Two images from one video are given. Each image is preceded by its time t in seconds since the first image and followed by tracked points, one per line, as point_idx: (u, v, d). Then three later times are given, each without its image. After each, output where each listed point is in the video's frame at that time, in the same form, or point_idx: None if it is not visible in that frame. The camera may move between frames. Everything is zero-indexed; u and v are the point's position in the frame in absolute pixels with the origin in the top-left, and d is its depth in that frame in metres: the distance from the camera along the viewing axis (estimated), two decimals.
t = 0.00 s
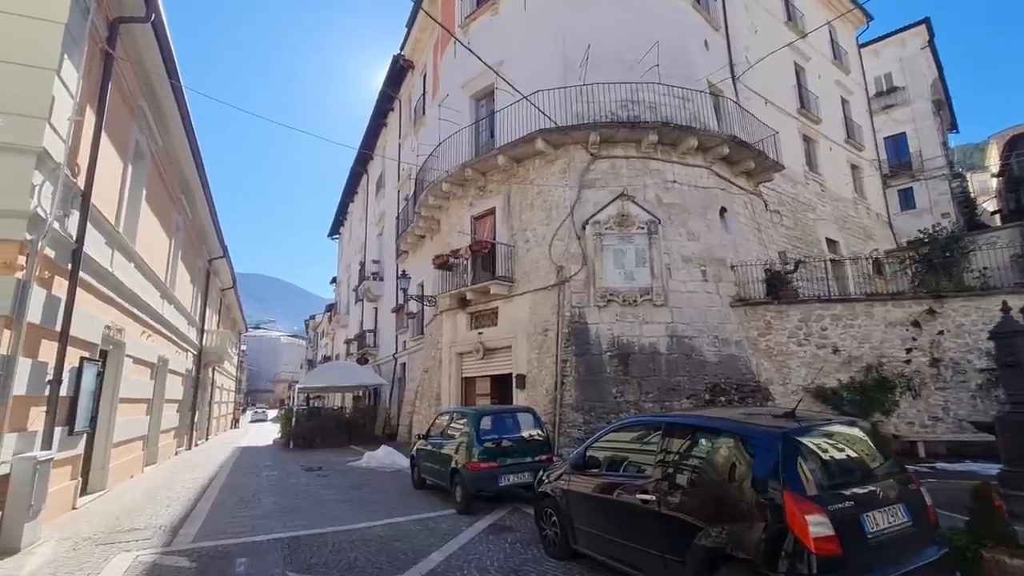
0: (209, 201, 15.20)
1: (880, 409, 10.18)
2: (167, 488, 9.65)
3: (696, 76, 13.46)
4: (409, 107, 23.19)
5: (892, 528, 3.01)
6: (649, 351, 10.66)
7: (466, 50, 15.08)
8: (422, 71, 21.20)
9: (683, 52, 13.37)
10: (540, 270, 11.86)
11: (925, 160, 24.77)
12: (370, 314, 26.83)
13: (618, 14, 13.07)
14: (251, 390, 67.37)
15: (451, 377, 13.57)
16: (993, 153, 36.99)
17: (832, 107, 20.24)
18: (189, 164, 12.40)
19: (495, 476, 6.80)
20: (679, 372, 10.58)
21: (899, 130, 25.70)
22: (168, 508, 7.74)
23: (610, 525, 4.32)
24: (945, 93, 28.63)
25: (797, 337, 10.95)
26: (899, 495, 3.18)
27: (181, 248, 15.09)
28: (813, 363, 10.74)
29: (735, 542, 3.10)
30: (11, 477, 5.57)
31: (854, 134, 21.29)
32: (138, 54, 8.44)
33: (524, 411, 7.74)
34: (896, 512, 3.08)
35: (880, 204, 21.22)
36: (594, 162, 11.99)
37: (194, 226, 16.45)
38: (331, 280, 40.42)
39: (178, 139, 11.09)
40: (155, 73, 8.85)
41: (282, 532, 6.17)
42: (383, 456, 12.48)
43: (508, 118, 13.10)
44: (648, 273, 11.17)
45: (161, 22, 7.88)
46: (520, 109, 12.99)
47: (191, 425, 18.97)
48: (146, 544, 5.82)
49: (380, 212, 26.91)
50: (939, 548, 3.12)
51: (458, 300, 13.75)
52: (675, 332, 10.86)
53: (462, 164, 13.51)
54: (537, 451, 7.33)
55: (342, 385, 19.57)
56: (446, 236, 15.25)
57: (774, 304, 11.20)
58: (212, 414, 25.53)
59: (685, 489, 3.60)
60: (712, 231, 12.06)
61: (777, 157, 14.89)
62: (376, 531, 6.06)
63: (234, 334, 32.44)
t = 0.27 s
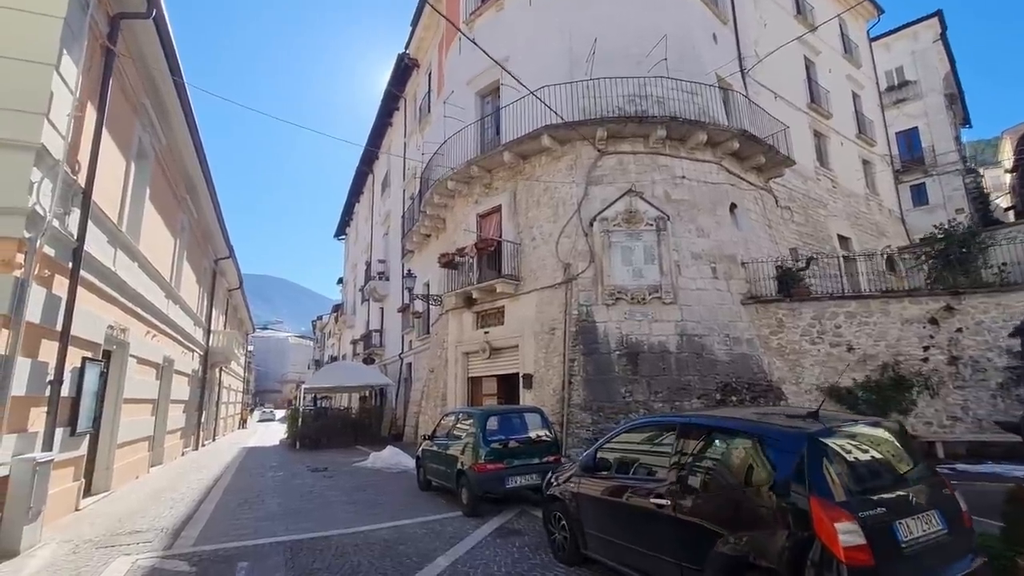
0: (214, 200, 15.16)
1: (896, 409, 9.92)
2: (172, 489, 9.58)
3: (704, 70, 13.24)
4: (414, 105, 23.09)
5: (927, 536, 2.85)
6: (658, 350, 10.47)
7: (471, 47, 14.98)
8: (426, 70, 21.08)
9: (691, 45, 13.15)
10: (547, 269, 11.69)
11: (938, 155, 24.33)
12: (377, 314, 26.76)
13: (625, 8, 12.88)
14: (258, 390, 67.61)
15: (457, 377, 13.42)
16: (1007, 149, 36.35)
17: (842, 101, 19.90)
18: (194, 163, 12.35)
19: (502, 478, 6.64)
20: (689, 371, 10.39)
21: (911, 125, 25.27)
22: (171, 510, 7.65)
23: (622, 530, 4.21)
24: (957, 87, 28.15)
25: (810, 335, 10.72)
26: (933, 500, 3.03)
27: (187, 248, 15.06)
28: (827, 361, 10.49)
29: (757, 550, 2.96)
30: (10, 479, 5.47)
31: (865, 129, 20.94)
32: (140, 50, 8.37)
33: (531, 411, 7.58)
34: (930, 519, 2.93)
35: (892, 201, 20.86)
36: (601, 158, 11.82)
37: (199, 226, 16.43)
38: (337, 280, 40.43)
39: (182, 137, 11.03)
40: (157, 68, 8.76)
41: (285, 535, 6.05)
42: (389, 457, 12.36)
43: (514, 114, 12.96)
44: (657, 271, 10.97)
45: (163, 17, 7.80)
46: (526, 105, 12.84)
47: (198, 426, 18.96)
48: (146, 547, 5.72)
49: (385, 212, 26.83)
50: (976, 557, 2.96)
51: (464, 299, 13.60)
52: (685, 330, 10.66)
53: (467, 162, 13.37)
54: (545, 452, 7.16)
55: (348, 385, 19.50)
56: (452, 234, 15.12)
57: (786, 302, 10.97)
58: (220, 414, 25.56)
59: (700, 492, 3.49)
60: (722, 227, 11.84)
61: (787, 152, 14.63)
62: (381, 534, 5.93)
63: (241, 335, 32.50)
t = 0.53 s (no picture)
0: (217, 199, 15.07)
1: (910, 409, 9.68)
2: (173, 490, 9.48)
3: (712, 64, 13.01)
4: (417, 103, 22.95)
5: (963, 547, 2.73)
6: (666, 348, 10.30)
7: (475, 43, 14.87)
8: (430, 67, 20.95)
9: (699, 39, 12.93)
10: (552, 266, 11.53)
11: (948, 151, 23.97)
12: (381, 313, 26.66)
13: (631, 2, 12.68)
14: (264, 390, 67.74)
15: (461, 377, 13.28)
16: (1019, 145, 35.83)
17: (851, 96, 19.61)
18: (196, 161, 12.24)
19: (508, 480, 6.49)
20: (698, 370, 10.21)
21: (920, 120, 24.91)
22: (171, 512, 7.54)
23: (631, 536, 4.08)
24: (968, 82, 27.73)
25: (821, 334, 10.51)
26: (967, 510, 2.91)
27: (190, 246, 14.97)
28: (839, 360, 10.26)
29: (777, 560, 2.82)
30: (4, 481, 5.36)
31: (874, 124, 20.64)
32: (138, 44, 8.24)
33: (537, 411, 7.41)
34: (966, 529, 2.81)
35: (902, 197, 20.56)
36: (607, 154, 11.63)
37: (202, 225, 16.34)
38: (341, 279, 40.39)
39: (183, 134, 10.92)
40: (157, 63, 8.64)
41: (286, 539, 5.92)
42: (392, 457, 12.23)
43: (518, 110, 12.79)
44: (664, 268, 10.78)
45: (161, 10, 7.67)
46: (531, 101, 12.67)
47: (202, 426, 18.91)
48: (143, 551, 5.60)
49: (389, 211, 26.71)
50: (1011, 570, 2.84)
51: (468, 298, 13.45)
52: (693, 328, 10.48)
53: (471, 158, 13.22)
54: (551, 453, 7.00)
55: (352, 385, 19.39)
56: (456, 232, 14.97)
57: (796, 300, 10.77)
58: (224, 414, 25.53)
59: (714, 497, 3.36)
60: (730, 224, 11.63)
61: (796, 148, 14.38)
62: (383, 538, 5.78)
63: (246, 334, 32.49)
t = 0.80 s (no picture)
0: (219, 195, 14.97)
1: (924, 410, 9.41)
2: (174, 488, 9.37)
3: (720, 58, 12.80)
4: (421, 99, 22.81)
5: (1004, 557, 2.57)
6: (673, 346, 10.14)
7: (480, 37, 14.74)
8: (434, 63, 20.80)
9: (706, 32, 12.71)
10: (557, 263, 11.36)
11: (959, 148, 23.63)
12: (384, 312, 26.54)
13: None
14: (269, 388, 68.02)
15: (465, 375, 13.13)
16: None
17: (860, 92, 19.32)
18: (197, 156, 12.12)
19: (513, 480, 6.33)
20: (706, 369, 10.04)
21: (930, 117, 24.58)
22: (170, 511, 7.41)
23: (639, 540, 3.96)
24: (978, 79, 27.35)
25: (831, 332, 10.30)
26: (1007, 517, 2.75)
27: (192, 243, 14.87)
28: (850, 359, 10.05)
29: (798, 569, 2.69)
30: None
31: (884, 120, 20.35)
32: (139, 36, 8.12)
33: (543, 410, 7.24)
34: (1006, 538, 2.65)
35: (912, 195, 20.28)
36: (614, 149, 11.44)
37: (205, 221, 16.25)
38: (345, 277, 40.33)
39: (185, 128, 10.79)
40: (157, 55, 8.50)
41: (285, 540, 5.77)
42: (396, 456, 12.10)
43: (523, 105, 12.64)
44: (672, 265, 10.60)
45: None
46: (536, 96, 12.50)
47: (205, 423, 18.84)
48: (140, 551, 5.46)
49: (393, 209, 26.58)
50: None
51: (472, 295, 13.30)
52: (701, 326, 10.30)
53: (475, 154, 13.07)
54: (557, 453, 6.83)
55: (356, 383, 19.28)
56: (460, 229, 14.82)
57: (806, 297, 10.59)
58: (227, 412, 25.47)
59: (727, 500, 3.25)
60: (739, 220, 11.43)
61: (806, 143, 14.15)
62: (386, 539, 5.63)
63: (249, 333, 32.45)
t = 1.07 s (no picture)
0: (222, 192, 14.86)
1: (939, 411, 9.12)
2: (175, 488, 9.25)
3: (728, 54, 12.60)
4: (425, 97, 22.68)
5: None
6: (681, 345, 9.97)
7: (484, 33, 14.61)
8: (438, 61, 20.66)
9: (715, 27, 12.51)
10: (563, 261, 11.19)
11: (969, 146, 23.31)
12: (387, 311, 26.42)
13: None
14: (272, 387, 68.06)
15: (469, 375, 12.97)
16: None
17: (869, 89, 19.07)
18: (199, 152, 12.00)
19: (520, 482, 6.16)
20: (715, 368, 9.87)
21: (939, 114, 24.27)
22: (170, 511, 7.28)
23: (650, 545, 3.82)
24: (988, 76, 26.99)
25: (843, 332, 10.10)
26: None
27: (194, 241, 14.77)
28: (863, 359, 9.84)
29: None
30: None
31: (893, 118, 20.08)
32: (139, 29, 7.99)
33: (549, 410, 7.07)
34: None
35: (921, 193, 20.00)
36: (620, 145, 11.26)
37: (208, 219, 16.16)
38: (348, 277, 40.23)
39: (186, 123, 10.66)
40: (157, 47, 8.34)
41: (286, 542, 5.62)
42: (399, 456, 11.96)
43: (528, 101, 12.48)
44: (680, 263, 10.42)
45: None
46: (541, 92, 12.34)
47: (207, 422, 18.74)
48: (138, 553, 5.32)
49: (396, 207, 26.46)
50: None
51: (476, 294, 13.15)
52: (710, 325, 10.13)
53: (479, 151, 12.92)
54: (565, 454, 6.66)
55: (359, 382, 19.16)
56: (464, 227, 14.66)
57: (816, 296, 10.39)
58: (230, 410, 25.38)
59: (743, 502, 3.18)
60: (748, 217, 11.23)
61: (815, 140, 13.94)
62: (389, 542, 5.48)
63: (252, 332, 32.38)
